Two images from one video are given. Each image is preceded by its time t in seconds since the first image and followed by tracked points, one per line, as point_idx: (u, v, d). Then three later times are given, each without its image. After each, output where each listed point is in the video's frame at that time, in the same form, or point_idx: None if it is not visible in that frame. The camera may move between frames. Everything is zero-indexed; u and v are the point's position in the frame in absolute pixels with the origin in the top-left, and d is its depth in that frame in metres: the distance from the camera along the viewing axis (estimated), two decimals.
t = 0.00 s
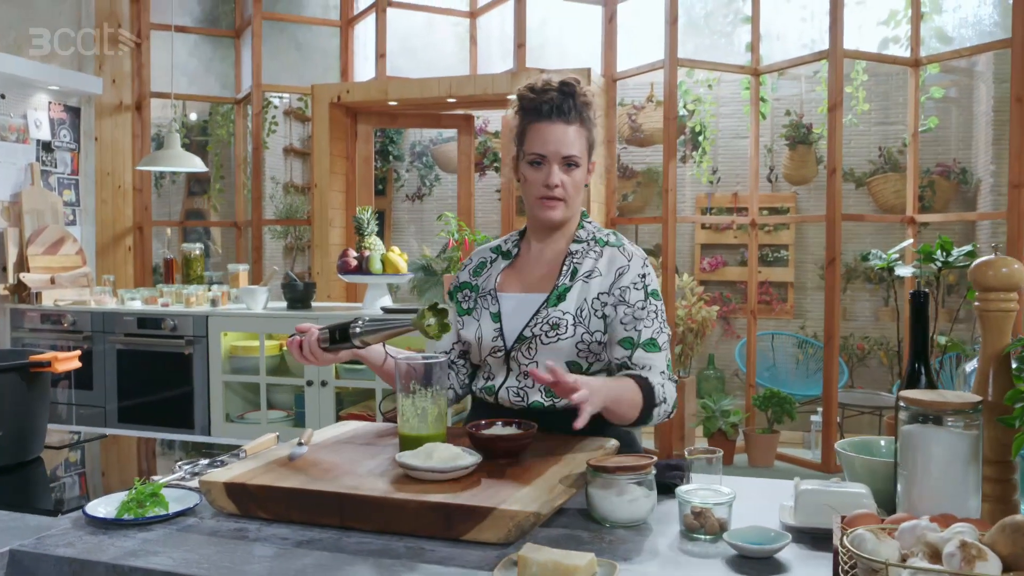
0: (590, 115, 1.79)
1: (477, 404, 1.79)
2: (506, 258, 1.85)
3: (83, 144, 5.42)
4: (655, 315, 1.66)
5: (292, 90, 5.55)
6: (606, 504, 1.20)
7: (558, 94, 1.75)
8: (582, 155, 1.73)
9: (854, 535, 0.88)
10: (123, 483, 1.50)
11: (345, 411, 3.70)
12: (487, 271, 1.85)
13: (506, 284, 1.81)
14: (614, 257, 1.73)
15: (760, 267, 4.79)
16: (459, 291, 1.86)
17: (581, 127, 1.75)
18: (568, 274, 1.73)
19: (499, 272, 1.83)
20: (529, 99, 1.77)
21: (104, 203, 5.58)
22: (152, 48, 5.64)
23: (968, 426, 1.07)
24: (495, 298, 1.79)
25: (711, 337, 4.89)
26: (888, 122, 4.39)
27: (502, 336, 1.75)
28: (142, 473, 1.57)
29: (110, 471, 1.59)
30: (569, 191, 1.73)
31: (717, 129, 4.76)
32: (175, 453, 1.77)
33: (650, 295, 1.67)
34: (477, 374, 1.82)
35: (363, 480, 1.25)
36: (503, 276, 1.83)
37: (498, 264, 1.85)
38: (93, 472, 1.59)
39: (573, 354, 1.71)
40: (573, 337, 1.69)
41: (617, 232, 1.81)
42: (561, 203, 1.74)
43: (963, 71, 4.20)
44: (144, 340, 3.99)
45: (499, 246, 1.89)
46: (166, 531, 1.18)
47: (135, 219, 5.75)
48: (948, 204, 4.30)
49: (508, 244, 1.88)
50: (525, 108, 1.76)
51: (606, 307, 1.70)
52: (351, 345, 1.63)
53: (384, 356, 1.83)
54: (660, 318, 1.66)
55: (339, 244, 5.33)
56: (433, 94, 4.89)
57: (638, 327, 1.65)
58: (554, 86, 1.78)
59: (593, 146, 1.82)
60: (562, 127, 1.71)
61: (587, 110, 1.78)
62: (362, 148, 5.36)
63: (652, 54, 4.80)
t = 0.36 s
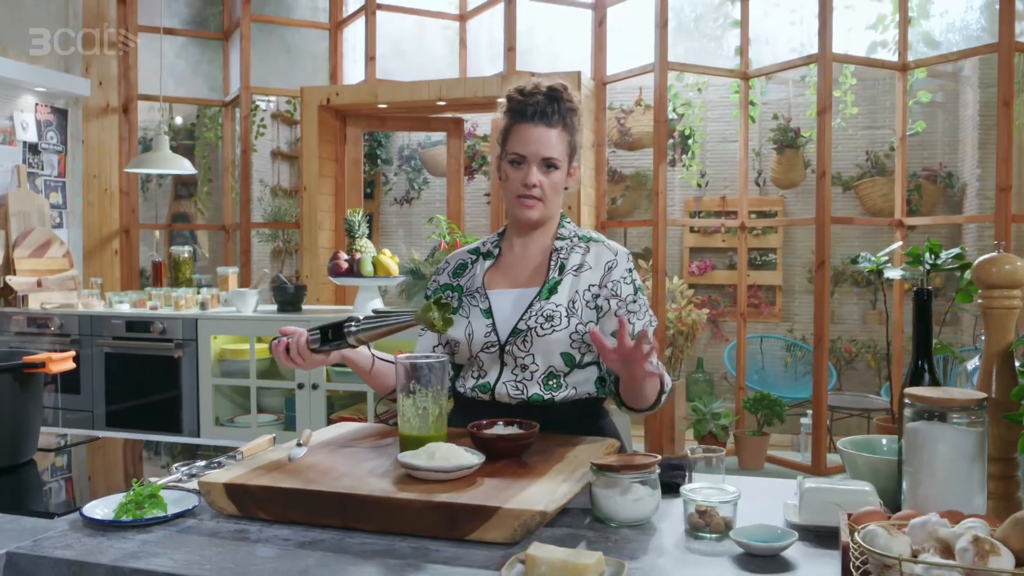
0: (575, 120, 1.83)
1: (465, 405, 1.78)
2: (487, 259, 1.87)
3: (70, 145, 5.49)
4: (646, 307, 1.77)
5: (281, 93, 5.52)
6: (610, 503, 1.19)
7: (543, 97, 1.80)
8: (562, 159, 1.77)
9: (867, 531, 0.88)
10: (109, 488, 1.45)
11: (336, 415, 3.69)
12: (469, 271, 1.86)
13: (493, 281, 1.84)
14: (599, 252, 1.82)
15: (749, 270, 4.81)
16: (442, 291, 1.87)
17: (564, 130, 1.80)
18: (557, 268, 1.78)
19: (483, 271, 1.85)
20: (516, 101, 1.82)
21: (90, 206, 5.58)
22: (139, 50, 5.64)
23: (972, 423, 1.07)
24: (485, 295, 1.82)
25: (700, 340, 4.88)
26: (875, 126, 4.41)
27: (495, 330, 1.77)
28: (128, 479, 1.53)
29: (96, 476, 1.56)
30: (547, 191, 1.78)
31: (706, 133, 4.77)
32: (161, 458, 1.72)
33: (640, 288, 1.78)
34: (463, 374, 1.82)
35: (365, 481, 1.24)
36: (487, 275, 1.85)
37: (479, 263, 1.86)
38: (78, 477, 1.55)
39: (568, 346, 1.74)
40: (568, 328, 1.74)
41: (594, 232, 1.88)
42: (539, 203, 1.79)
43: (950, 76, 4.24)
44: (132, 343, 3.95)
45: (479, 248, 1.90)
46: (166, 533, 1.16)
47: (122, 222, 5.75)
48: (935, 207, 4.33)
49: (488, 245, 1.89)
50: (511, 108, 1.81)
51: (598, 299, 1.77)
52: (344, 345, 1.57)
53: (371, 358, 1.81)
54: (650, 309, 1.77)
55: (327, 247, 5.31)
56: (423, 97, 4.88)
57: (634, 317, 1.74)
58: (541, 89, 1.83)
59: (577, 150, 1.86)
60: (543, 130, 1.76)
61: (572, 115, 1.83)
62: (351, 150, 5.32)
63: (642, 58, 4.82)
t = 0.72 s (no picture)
0: (557, 117, 1.85)
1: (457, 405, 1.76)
2: (476, 259, 1.85)
3: (59, 147, 5.53)
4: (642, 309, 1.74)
5: (271, 95, 5.50)
6: (618, 504, 1.18)
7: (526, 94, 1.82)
8: (545, 149, 1.78)
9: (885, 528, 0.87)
10: (97, 493, 1.42)
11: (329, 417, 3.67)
12: (458, 272, 1.85)
13: (484, 281, 1.83)
14: (592, 251, 1.80)
15: (740, 272, 4.82)
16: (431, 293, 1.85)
17: (546, 124, 1.81)
18: (549, 267, 1.77)
19: (474, 271, 1.83)
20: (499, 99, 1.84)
21: (78, 208, 5.60)
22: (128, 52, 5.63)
23: (983, 420, 1.07)
24: (476, 295, 1.80)
25: (691, 342, 4.87)
26: (865, 129, 4.43)
27: (489, 330, 1.75)
28: (117, 482, 1.49)
29: (85, 479, 1.52)
30: (532, 182, 1.77)
31: (697, 135, 4.78)
32: (147, 461, 1.68)
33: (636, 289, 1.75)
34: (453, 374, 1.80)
35: (369, 481, 1.22)
36: (477, 275, 1.84)
37: (468, 264, 1.85)
38: (66, 481, 1.51)
39: (562, 344, 1.72)
40: (562, 327, 1.72)
41: (584, 233, 1.86)
42: (524, 191, 1.78)
43: (939, 79, 4.27)
44: (122, 346, 3.91)
45: (467, 249, 1.89)
46: (168, 535, 1.14)
47: (110, 224, 5.73)
48: (924, 209, 4.36)
49: (476, 246, 1.88)
50: (494, 106, 1.83)
51: (593, 299, 1.75)
52: (337, 348, 1.47)
53: (363, 362, 1.74)
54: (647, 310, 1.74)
55: (318, 249, 5.28)
56: (415, 99, 4.87)
57: (630, 320, 1.71)
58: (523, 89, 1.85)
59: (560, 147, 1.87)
60: (526, 122, 1.78)
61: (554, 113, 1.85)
62: (342, 152, 5.29)
63: (633, 60, 4.82)
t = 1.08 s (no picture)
0: (574, 121, 1.83)
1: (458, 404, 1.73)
2: (477, 256, 1.85)
3: (45, 145, 5.46)
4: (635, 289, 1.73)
5: (258, 93, 5.45)
6: (626, 501, 1.17)
7: (546, 95, 1.80)
8: (559, 158, 1.77)
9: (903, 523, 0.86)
10: (85, 495, 1.38)
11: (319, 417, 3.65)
12: (458, 268, 1.84)
13: (486, 278, 1.81)
14: (590, 244, 1.81)
15: (729, 272, 4.83)
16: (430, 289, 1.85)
17: (563, 130, 1.79)
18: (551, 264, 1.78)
19: (475, 269, 1.83)
20: (517, 97, 1.80)
21: (63, 208, 5.54)
22: (113, 49, 5.58)
23: (993, 414, 1.06)
24: (478, 292, 1.79)
25: (680, 342, 4.88)
26: (852, 129, 4.45)
27: (491, 326, 1.74)
28: (103, 485, 1.46)
29: (70, 480, 1.49)
30: (542, 189, 1.77)
31: (686, 135, 4.76)
32: (135, 464, 1.64)
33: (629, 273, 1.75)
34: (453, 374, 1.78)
35: (374, 479, 1.21)
36: (479, 272, 1.83)
37: (468, 261, 1.85)
38: (53, 483, 1.47)
39: (566, 341, 1.70)
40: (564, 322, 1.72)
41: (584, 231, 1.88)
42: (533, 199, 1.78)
43: (926, 79, 4.29)
44: (110, 346, 3.87)
45: (467, 245, 1.88)
46: (169, 534, 1.12)
47: (95, 223, 5.69)
48: (911, 209, 4.38)
49: (477, 242, 1.88)
50: (510, 104, 1.80)
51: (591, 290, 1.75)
52: (336, 345, 1.44)
53: (361, 360, 1.72)
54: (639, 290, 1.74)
55: (306, 249, 5.24)
56: (404, 97, 4.84)
57: (621, 298, 1.71)
58: (543, 88, 1.82)
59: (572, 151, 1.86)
60: (544, 127, 1.76)
61: (572, 116, 1.82)
62: (330, 151, 5.27)
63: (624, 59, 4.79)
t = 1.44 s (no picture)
0: (555, 109, 1.82)
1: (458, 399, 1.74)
2: (480, 251, 1.84)
3: (30, 143, 5.38)
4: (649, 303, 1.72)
5: (246, 91, 5.41)
6: (632, 497, 1.16)
7: (523, 87, 1.79)
8: (545, 144, 1.74)
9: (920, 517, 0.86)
10: (69, 495, 1.35)
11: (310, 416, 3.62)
12: (461, 263, 1.83)
13: (488, 274, 1.81)
14: (600, 244, 1.79)
15: (718, 271, 4.85)
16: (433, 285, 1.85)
17: (545, 118, 1.78)
18: (556, 262, 1.76)
19: (476, 264, 1.81)
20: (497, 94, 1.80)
21: (47, 206, 5.47)
22: (98, 47, 5.52)
23: (1000, 408, 1.06)
24: (479, 288, 1.79)
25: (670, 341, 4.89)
26: (840, 128, 4.46)
27: (493, 322, 1.74)
28: (88, 485, 1.43)
29: (55, 481, 1.46)
30: (532, 178, 1.74)
31: (676, 133, 4.74)
32: (120, 464, 1.59)
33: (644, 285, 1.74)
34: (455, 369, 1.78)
35: (377, 477, 1.19)
36: (481, 268, 1.82)
37: (471, 256, 1.83)
38: (36, 484, 1.44)
39: (567, 340, 1.70)
40: (568, 322, 1.71)
41: (589, 227, 1.85)
42: (524, 190, 1.76)
43: (914, 78, 4.29)
44: (97, 345, 3.82)
45: (470, 241, 1.87)
46: (168, 534, 1.10)
47: (81, 222, 5.64)
48: (899, 208, 4.40)
49: (479, 238, 1.86)
50: (492, 102, 1.80)
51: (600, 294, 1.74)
52: (334, 340, 1.43)
53: (362, 356, 1.70)
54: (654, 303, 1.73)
55: (295, 248, 5.21)
56: (393, 95, 4.80)
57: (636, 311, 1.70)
58: (521, 80, 1.82)
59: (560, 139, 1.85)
60: (524, 117, 1.74)
61: (552, 104, 1.82)
62: (319, 150, 5.24)
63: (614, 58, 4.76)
